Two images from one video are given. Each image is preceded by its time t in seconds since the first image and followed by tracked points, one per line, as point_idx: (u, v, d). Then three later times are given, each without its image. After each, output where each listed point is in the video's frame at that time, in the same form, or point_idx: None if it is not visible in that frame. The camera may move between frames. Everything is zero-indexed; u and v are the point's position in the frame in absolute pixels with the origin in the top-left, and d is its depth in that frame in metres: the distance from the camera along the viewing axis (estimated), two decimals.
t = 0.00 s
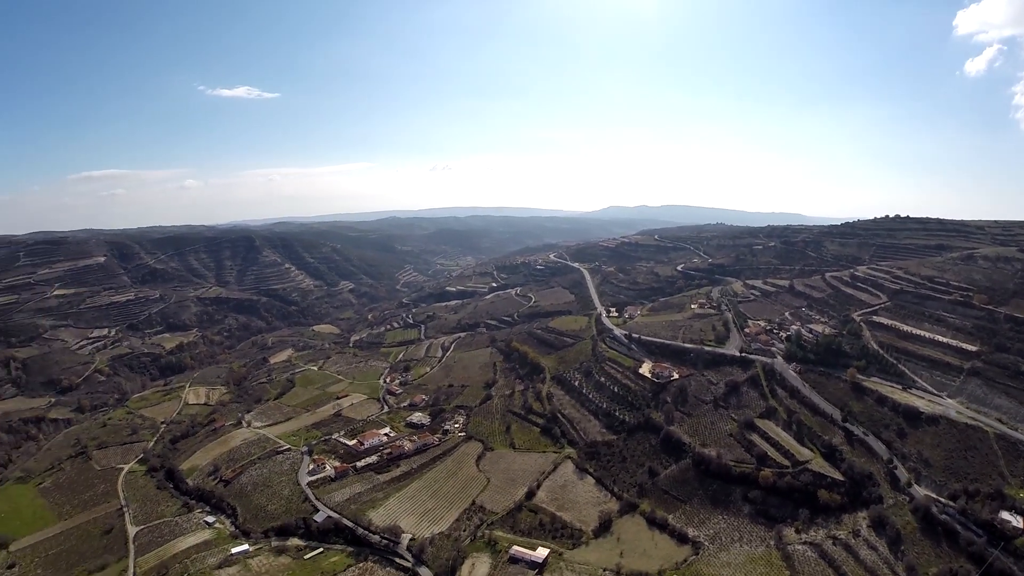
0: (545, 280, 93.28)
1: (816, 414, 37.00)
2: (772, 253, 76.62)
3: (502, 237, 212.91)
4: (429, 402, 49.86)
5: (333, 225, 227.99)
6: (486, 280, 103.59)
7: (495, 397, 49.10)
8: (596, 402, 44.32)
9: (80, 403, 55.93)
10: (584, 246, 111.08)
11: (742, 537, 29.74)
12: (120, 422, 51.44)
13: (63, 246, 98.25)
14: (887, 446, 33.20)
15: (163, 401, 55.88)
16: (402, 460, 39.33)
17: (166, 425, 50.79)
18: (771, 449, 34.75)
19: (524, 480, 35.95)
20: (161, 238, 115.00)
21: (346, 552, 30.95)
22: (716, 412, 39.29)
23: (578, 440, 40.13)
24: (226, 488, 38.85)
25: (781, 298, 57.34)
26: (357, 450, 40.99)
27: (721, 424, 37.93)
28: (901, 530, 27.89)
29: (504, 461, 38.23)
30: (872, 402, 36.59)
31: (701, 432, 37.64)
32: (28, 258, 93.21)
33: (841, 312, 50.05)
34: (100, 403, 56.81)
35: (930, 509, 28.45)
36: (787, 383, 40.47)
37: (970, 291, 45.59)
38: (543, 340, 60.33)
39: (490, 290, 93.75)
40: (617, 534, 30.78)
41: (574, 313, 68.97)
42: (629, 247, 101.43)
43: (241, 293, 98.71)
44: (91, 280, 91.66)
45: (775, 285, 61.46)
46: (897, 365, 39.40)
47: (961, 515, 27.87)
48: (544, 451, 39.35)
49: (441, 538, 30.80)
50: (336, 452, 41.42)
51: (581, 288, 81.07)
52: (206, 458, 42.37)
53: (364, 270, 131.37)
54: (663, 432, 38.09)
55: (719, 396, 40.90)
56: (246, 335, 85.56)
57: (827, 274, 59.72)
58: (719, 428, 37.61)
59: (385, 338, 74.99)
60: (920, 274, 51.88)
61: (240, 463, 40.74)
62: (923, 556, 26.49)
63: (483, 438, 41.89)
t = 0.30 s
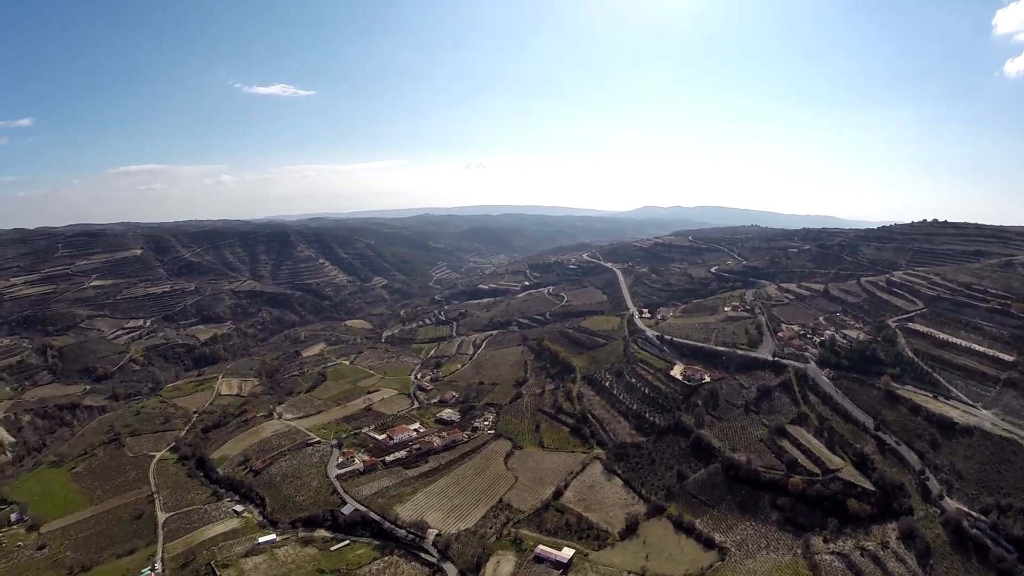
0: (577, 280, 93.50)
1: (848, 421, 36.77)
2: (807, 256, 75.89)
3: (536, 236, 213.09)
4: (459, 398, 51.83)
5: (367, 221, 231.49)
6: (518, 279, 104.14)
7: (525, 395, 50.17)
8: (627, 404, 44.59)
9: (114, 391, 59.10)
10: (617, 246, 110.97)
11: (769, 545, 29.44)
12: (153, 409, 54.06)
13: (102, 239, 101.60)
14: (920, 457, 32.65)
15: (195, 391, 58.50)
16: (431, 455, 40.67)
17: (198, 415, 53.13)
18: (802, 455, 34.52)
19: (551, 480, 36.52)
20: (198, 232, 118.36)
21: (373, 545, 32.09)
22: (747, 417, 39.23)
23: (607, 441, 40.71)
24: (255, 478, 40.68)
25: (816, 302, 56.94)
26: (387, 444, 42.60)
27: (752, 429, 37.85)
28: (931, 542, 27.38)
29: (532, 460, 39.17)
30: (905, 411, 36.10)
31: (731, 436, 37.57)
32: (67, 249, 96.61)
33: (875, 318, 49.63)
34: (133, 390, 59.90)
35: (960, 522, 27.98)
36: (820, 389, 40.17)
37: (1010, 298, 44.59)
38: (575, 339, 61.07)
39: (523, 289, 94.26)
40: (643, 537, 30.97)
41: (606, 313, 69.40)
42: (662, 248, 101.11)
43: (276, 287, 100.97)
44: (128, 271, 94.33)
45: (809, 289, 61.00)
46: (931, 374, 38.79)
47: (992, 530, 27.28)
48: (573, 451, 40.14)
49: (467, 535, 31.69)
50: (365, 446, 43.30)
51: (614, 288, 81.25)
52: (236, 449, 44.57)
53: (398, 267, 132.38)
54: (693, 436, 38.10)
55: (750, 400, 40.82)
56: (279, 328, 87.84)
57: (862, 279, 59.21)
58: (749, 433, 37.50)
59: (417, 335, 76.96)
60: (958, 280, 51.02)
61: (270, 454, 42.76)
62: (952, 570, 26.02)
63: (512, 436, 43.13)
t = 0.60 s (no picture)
0: (608, 280, 93.47)
1: (879, 431, 36.34)
2: (840, 260, 74.96)
3: (568, 237, 212.62)
4: (487, 397, 53.09)
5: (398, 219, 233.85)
6: (549, 278, 104.37)
7: (554, 395, 51.26)
8: (655, 406, 44.75)
9: (147, 381, 61.02)
10: (648, 248, 110.56)
11: (795, 553, 29.11)
12: (183, 401, 55.64)
13: (137, 233, 104.97)
14: (951, 469, 32.01)
15: (226, 383, 60.17)
16: (458, 453, 41.79)
17: (228, 407, 54.61)
18: (831, 464, 34.22)
19: (577, 481, 37.22)
20: (231, 227, 121.10)
21: (397, 540, 32.97)
22: (777, 422, 39.10)
23: (635, 444, 41.09)
24: (283, 471, 41.91)
25: (848, 307, 56.35)
26: (415, 440, 43.86)
27: (781, 435, 37.68)
28: (959, 556, 26.82)
29: (559, 461, 39.90)
30: (937, 421, 35.52)
31: (759, 442, 37.46)
32: (103, 243, 100.04)
33: (909, 325, 49.00)
34: (166, 381, 61.89)
35: (990, 537, 27.30)
36: (850, 397, 39.82)
37: None
38: (605, 340, 61.36)
39: (553, 288, 94.52)
40: (667, 541, 31.08)
41: (637, 314, 69.47)
42: (694, 249, 100.59)
43: (307, 283, 102.46)
44: (161, 266, 96.90)
45: (842, 294, 60.37)
46: (965, 384, 38.11)
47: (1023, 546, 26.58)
48: (600, 453, 40.73)
49: (492, 533, 32.22)
50: (393, 441, 44.56)
51: (645, 289, 81.14)
52: (264, 441, 45.93)
53: (429, 264, 133.26)
54: (721, 440, 38.11)
55: (780, 406, 40.68)
56: (309, 324, 88.95)
57: (896, 285, 58.49)
58: (778, 440, 37.36)
59: (447, 332, 78.14)
60: (996, 289, 49.94)
61: (298, 447, 44.13)
62: None
63: (540, 436, 43.97)
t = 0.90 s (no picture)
0: (638, 281, 93.29)
1: (909, 439, 35.80)
2: (873, 265, 73.99)
3: (599, 237, 212.07)
4: (514, 395, 53.60)
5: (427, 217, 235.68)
6: (579, 278, 104.44)
7: (582, 396, 51.57)
8: (683, 409, 45.00)
9: (178, 372, 62.53)
10: (678, 249, 110.00)
11: (821, 562, 28.87)
12: (213, 392, 56.84)
13: (171, 228, 107.91)
14: (981, 481, 31.44)
15: (256, 376, 61.30)
16: (484, 451, 42.54)
17: (257, 400, 55.53)
18: (859, 472, 33.93)
19: (602, 483, 37.65)
20: (264, 223, 123.22)
21: (421, 536, 33.80)
22: (805, 429, 39.04)
23: (662, 446, 41.34)
24: (310, 464, 42.78)
25: (881, 313, 55.72)
26: (442, 437, 44.62)
27: (810, 442, 37.67)
28: (988, 571, 26.29)
29: (585, 462, 40.30)
30: (969, 432, 34.96)
31: (786, 449, 37.37)
32: (137, 238, 103.07)
33: (943, 332, 48.35)
34: (196, 373, 63.41)
35: (1019, 552, 26.70)
36: (881, 405, 39.48)
37: None
38: (634, 341, 61.44)
39: (583, 288, 94.68)
40: (691, 545, 31.05)
41: (667, 316, 69.36)
42: (725, 251, 99.93)
43: (338, 279, 103.58)
44: (194, 259, 99.01)
45: (875, 300, 59.79)
46: (999, 394, 37.49)
47: None
48: (627, 455, 41.08)
49: (516, 532, 32.87)
50: (420, 437, 45.33)
51: (675, 291, 80.88)
52: (291, 435, 46.89)
53: (459, 262, 134.01)
54: (749, 446, 38.15)
55: (809, 413, 40.62)
56: (339, 319, 90.04)
57: (930, 291, 57.75)
58: (806, 447, 37.23)
59: (476, 330, 78.73)
60: None
61: (325, 442, 45.05)
62: None
63: (567, 436, 44.37)
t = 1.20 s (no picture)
0: (670, 283, 92.90)
1: (942, 451, 35.19)
2: (909, 271, 72.89)
3: (630, 238, 210.79)
4: (543, 395, 53.89)
5: (456, 216, 237.81)
6: (610, 279, 104.32)
7: (611, 397, 51.73)
8: (713, 414, 45.23)
9: (210, 364, 64.08)
10: (711, 251, 109.20)
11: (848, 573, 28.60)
12: (244, 384, 58.05)
13: (205, 224, 111.09)
14: (1014, 496, 30.79)
15: (287, 370, 62.44)
16: (511, 450, 43.09)
17: (287, 393, 56.50)
18: (889, 483, 33.54)
19: (628, 486, 37.92)
20: (298, 219, 125.62)
21: (446, 533, 34.24)
22: (836, 437, 38.83)
23: (690, 451, 41.42)
24: (338, 458, 43.59)
25: (915, 320, 55.25)
26: (468, 436, 45.19)
27: (840, 450, 37.43)
28: None
29: (612, 464, 40.59)
30: (1003, 446, 34.31)
31: (816, 457, 37.15)
32: (173, 233, 106.26)
33: (978, 342, 47.77)
34: (229, 366, 64.86)
35: None
36: (914, 415, 39.01)
37: None
38: (665, 343, 61.43)
39: (615, 290, 94.62)
40: (717, 552, 30.94)
41: (698, 319, 69.19)
42: (759, 255, 99.06)
43: (370, 276, 104.84)
44: (227, 255, 101.34)
45: (909, 306, 59.31)
46: None
47: None
48: (655, 459, 41.26)
49: (541, 533, 33.14)
50: (449, 435, 45.91)
51: (707, 293, 80.46)
52: (319, 429, 47.80)
53: (490, 261, 134.21)
54: (778, 453, 38.06)
55: (840, 421, 40.46)
56: (370, 316, 91.11)
57: (965, 299, 57.21)
58: (836, 455, 36.98)
59: (507, 329, 79.19)
60: None
61: (353, 437, 45.86)
62: None
63: (595, 438, 44.61)
